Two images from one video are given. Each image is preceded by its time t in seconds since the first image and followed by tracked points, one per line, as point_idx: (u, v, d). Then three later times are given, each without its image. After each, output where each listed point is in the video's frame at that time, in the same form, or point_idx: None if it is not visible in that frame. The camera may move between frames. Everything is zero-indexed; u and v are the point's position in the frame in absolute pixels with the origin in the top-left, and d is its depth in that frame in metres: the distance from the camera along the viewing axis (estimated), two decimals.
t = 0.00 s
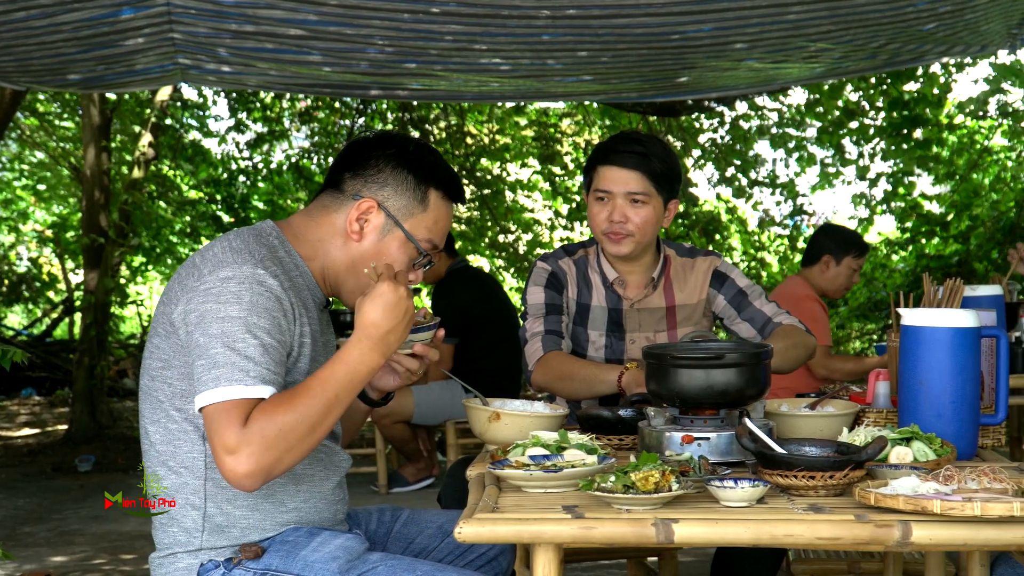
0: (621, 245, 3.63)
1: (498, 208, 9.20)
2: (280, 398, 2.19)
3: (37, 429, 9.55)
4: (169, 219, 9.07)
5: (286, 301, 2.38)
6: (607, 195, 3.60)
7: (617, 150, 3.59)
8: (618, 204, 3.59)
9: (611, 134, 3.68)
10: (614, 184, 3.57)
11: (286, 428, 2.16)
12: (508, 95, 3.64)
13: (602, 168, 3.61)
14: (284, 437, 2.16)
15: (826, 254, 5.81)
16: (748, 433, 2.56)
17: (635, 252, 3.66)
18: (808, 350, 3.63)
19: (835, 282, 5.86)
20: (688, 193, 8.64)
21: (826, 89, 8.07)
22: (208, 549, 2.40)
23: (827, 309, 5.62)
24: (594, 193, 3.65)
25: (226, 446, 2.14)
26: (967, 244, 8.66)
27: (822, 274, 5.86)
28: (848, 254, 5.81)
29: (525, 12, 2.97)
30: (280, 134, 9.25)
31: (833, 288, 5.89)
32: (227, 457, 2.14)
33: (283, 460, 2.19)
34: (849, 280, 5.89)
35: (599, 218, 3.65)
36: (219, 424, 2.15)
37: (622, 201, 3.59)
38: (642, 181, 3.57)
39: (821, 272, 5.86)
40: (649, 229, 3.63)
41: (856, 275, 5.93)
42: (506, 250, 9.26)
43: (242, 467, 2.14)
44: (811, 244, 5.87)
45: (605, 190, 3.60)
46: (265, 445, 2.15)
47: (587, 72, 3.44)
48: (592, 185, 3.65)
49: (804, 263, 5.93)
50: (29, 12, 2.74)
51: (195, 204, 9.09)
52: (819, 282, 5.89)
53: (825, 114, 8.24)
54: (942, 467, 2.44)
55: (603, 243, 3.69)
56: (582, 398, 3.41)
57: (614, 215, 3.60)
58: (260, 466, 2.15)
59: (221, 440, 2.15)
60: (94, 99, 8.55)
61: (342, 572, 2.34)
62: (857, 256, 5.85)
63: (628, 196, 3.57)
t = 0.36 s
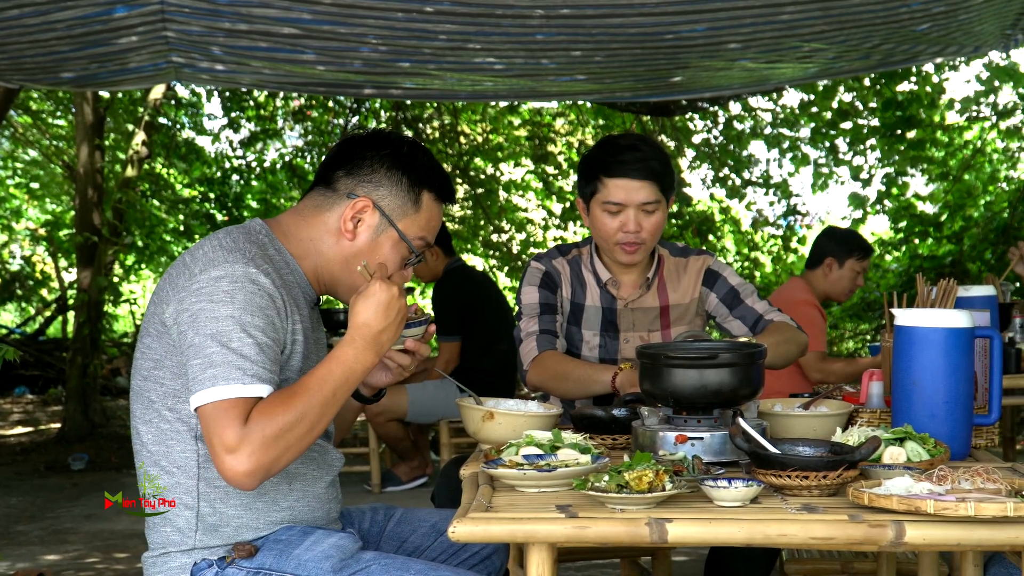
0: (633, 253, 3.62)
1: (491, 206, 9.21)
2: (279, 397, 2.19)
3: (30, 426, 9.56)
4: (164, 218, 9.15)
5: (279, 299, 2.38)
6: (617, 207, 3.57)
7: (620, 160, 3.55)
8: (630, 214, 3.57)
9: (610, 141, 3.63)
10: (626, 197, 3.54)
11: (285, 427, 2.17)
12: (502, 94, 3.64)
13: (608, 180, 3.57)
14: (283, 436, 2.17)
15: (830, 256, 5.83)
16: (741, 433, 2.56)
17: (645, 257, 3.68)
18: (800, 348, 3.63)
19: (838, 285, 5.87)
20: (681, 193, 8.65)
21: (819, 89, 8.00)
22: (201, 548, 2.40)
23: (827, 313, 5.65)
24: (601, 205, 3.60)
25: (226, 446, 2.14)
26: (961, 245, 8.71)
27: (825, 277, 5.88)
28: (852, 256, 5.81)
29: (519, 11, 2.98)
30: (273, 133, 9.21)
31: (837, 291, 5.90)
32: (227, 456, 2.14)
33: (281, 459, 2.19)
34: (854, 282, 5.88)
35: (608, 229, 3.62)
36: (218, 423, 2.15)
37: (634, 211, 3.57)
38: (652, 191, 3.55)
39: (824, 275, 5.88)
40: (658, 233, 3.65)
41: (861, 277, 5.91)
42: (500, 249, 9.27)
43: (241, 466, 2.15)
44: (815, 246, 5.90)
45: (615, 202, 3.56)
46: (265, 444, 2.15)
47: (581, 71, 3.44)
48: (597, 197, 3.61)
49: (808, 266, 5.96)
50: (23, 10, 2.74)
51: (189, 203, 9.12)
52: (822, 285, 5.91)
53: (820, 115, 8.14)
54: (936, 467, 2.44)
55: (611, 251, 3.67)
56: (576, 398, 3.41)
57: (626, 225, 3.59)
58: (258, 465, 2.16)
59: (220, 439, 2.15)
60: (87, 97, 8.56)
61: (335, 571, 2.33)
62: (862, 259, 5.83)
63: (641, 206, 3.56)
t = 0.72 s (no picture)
0: (635, 252, 3.62)
1: (488, 205, 9.18)
2: (283, 391, 2.19)
3: (26, 426, 9.55)
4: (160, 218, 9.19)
5: (277, 294, 2.38)
6: (617, 204, 3.57)
7: (618, 158, 3.55)
8: (631, 213, 3.57)
9: (608, 138, 3.62)
10: (626, 195, 3.55)
11: (289, 420, 2.17)
12: (498, 93, 3.64)
13: (607, 177, 3.57)
14: (286, 429, 2.17)
15: (816, 254, 5.82)
16: (738, 431, 2.55)
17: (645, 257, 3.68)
18: (797, 344, 3.62)
19: (825, 283, 5.87)
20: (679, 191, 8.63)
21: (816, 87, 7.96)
22: (198, 548, 2.40)
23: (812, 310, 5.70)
24: (601, 203, 3.61)
25: (229, 439, 2.14)
26: (958, 242, 8.72)
27: (813, 276, 5.87)
28: (838, 252, 5.82)
29: (516, 10, 2.98)
30: (270, 132, 9.11)
31: (821, 288, 5.90)
32: (231, 449, 2.14)
33: (285, 453, 2.19)
34: (840, 278, 5.88)
35: (608, 228, 3.62)
36: (221, 417, 2.15)
37: (635, 209, 3.57)
38: (652, 188, 3.56)
39: (811, 274, 5.86)
40: (658, 232, 3.65)
41: (846, 272, 5.92)
42: (497, 248, 9.23)
43: (245, 459, 2.15)
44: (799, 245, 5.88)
45: (615, 200, 3.57)
46: (268, 438, 2.15)
47: (577, 71, 3.44)
48: (597, 194, 3.61)
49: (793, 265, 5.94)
50: (19, 9, 2.74)
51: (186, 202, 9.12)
52: (809, 284, 5.90)
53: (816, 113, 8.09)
54: (933, 465, 2.44)
55: (611, 250, 3.67)
56: (572, 397, 3.43)
57: (627, 224, 3.59)
58: (262, 458, 2.16)
59: (224, 433, 2.15)
60: (83, 96, 8.54)
61: (332, 570, 2.33)
62: (847, 255, 5.85)
63: (641, 204, 3.56)
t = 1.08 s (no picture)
0: (607, 243, 3.63)
1: (484, 203, 9.15)
2: (309, 378, 2.21)
3: (20, 423, 9.54)
4: (155, 215, 9.21)
5: (277, 285, 2.38)
6: (595, 193, 3.58)
7: (606, 147, 3.57)
8: (606, 203, 3.57)
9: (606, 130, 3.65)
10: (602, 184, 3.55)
11: (314, 404, 2.20)
12: (494, 92, 3.64)
13: (591, 164, 3.59)
14: (313, 415, 2.20)
15: (800, 255, 5.81)
16: (734, 431, 2.55)
17: (623, 251, 3.67)
18: (793, 342, 3.64)
19: (809, 282, 5.87)
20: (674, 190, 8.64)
21: (813, 85, 8.19)
22: (192, 547, 2.40)
23: (800, 307, 5.75)
24: (583, 190, 3.63)
25: (255, 423, 2.14)
26: (953, 242, 8.65)
27: (796, 276, 5.87)
28: (822, 252, 5.81)
29: (512, 8, 2.98)
30: (266, 129, 9.16)
31: (805, 286, 5.90)
32: (256, 433, 2.15)
33: (308, 438, 2.21)
34: (825, 277, 5.88)
35: (586, 216, 3.64)
36: (247, 402, 2.15)
37: (610, 200, 3.57)
38: (632, 182, 3.55)
39: (795, 274, 5.87)
40: (637, 228, 3.63)
41: (831, 271, 5.92)
42: (492, 246, 9.23)
43: (271, 444, 2.15)
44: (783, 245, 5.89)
45: (593, 188, 3.58)
46: (295, 423, 2.17)
47: (573, 69, 3.44)
48: (581, 180, 3.64)
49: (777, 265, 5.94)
50: (14, 6, 2.74)
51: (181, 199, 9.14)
52: (792, 284, 5.91)
53: (811, 111, 8.25)
54: (928, 465, 2.44)
55: (590, 240, 3.69)
56: (568, 397, 3.44)
57: (601, 213, 3.59)
58: (288, 443, 2.17)
59: (250, 418, 2.15)
60: (78, 92, 8.56)
61: (326, 568, 2.33)
62: (831, 254, 5.84)
63: (617, 195, 3.55)
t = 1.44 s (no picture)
0: (598, 244, 3.63)
1: (479, 203, 9.20)
2: (290, 384, 2.21)
3: (14, 423, 9.53)
4: (149, 215, 9.22)
5: (267, 286, 2.38)
6: (586, 194, 3.58)
7: (597, 149, 3.56)
8: (597, 204, 3.57)
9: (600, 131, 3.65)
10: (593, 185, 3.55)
11: (295, 412, 2.18)
12: (488, 92, 3.63)
13: (583, 166, 3.59)
14: (293, 422, 2.18)
15: (793, 257, 5.82)
16: (728, 431, 2.55)
17: (616, 251, 3.66)
18: (783, 346, 3.64)
19: (800, 285, 5.87)
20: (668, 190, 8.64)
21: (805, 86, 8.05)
22: (186, 546, 2.39)
23: (791, 308, 5.72)
24: (576, 192, 3.63)
25: (234, 429, 2.14)
26: (947, 242, 8.68)
27: (788, 278, 5.87)
28: (816, 257, 5.81)
29: (506, 9, 2.98)
30: (260, 129, 9.16)
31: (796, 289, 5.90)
32: (234, 439, 2.14)
33: (288, 445, 2.20)
34: (816, 282, 5.88)
35: (579, 217, 3.64)
36: (226, 407, 2.15)
37: (601, 202, 3.57)
38: (623, 184, 3.55)
39: (787, 275, 5.87)
40: (628, 228, 3.62)
41: (823, 277, 5.92)
42: (487, 247, 9.24)
43: (249, 450, 2.14)
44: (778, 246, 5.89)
45: (585, 190, 3.58)
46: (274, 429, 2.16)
47: (568, 69, 3.44)
48: (573, 183, 3.64)
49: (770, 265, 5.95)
50: (8, 6, 2.73)
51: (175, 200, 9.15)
52: (784, 285, 5.90)
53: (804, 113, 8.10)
54: (922, 466, 2.44)
55: (583, 241, 3.69)
56: (563, 397, 3.44)
57: (593, 215, 3.59)
58: (267, 449, 2.16)
59: (229, 423, 2.14)
60: (73, 93, 8.56)
61: (320, 569, 2.32)
62: (826, 259, 5.84)
63: (607, 197, 3.55)
